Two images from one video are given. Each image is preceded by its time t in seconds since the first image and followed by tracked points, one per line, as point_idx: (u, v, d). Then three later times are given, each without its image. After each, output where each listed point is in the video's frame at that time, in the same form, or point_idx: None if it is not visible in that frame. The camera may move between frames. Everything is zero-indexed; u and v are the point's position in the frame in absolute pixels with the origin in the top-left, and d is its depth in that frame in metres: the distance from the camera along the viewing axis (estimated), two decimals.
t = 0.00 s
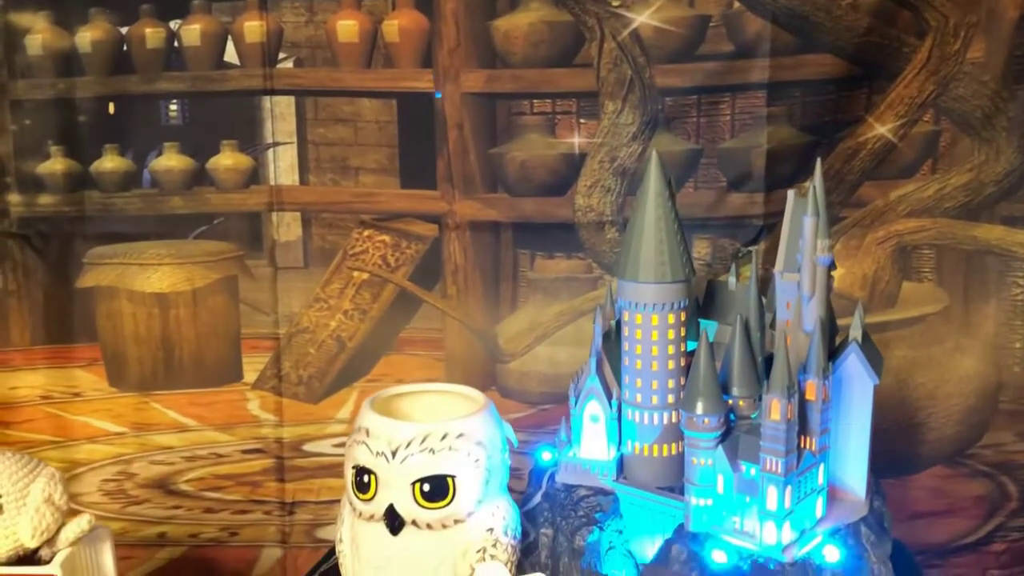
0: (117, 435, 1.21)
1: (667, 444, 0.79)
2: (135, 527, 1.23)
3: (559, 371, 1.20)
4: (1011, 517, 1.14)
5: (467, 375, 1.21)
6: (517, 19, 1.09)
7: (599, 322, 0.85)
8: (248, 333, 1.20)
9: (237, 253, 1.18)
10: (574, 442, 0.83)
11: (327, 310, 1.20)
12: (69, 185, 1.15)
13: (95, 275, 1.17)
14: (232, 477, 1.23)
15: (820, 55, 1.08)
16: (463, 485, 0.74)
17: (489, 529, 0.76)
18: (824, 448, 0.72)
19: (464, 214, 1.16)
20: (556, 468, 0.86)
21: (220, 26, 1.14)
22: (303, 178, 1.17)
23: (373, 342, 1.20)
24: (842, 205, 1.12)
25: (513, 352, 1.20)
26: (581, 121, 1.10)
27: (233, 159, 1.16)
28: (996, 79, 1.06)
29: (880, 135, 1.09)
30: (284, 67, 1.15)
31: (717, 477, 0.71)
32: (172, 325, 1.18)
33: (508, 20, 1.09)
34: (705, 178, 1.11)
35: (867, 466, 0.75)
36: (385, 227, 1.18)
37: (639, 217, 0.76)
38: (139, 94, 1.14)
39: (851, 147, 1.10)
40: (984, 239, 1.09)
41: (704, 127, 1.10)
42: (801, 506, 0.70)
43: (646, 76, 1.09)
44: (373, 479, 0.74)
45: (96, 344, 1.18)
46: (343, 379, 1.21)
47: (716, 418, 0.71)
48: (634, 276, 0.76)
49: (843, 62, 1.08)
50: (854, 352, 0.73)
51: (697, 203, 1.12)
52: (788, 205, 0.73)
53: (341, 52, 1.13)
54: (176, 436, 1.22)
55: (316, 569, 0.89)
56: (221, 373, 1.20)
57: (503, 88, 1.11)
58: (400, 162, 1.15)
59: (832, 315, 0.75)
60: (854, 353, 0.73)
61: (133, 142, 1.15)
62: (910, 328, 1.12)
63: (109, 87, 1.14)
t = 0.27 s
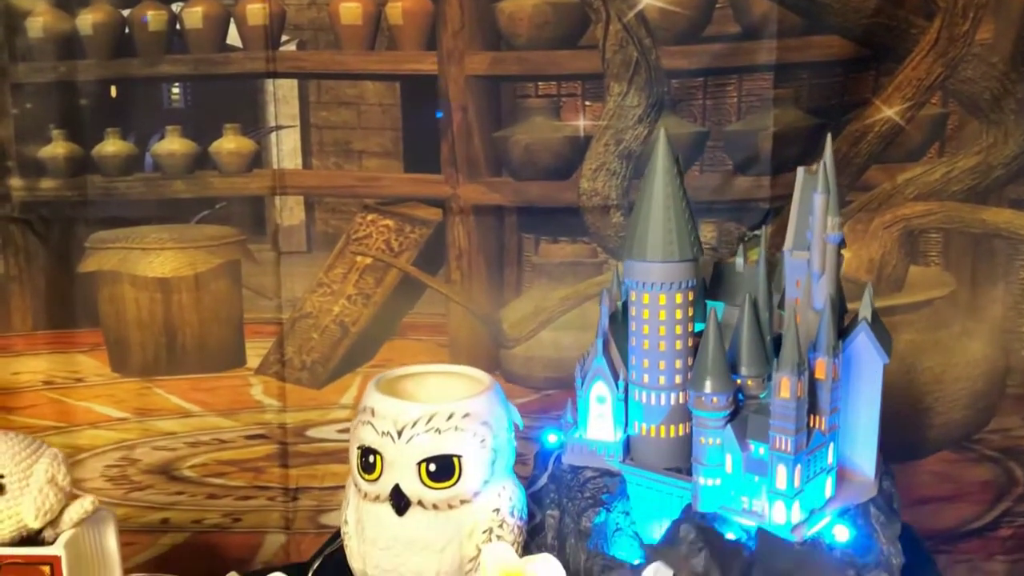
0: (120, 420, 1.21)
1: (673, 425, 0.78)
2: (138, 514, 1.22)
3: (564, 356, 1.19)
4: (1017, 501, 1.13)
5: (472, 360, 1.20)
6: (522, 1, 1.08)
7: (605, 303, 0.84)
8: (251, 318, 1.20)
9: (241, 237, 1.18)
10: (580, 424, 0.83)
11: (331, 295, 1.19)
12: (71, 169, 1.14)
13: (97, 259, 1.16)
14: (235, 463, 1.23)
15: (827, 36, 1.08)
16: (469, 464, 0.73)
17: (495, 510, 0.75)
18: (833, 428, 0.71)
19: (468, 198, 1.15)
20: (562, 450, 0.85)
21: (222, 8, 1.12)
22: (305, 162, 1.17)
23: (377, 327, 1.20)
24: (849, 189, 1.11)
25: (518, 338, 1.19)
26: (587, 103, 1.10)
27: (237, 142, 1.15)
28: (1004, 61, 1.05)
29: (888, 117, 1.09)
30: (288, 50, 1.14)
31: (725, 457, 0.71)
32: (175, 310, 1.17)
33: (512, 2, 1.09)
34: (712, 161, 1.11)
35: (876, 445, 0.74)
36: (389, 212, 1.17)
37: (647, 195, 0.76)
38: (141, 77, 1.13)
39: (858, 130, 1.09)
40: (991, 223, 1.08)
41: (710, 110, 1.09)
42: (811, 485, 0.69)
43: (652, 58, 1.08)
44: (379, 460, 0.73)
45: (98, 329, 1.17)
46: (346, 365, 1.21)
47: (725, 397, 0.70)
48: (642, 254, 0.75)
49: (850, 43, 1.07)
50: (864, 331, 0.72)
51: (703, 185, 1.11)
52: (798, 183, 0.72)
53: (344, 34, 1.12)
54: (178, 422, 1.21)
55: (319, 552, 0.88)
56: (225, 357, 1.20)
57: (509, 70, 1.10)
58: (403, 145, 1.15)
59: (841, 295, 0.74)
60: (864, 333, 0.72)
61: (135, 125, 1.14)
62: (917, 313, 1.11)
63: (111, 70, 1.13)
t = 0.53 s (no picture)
0: (123, 406, 1.20)
1: (681, 407, 0.78)
2: (142, 500, 1.22)
3: (568, 342, 1.19)
4: None
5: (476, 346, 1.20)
6: None
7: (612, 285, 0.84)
8: (254, 304, 1.19)
9: (244, 223, 1.17)
10: (586, 406, 0.82)
11: (334, 281, 1.19)
12: (74, 154, 1.13)
13: (100, 244, 1.16)
14: (239, 449, 1.23)
15: (835, 19, 1.06)
16: (476, 446, 0.73)
17: (501, 491, 0.75)
18: (842, 409, 0.71)
19: (473, 183, 1.14)
20: (568, 432, 0.85)
21: None
22: (309, 147, 1.16)
23: (381, 313, 1.19)
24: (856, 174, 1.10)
25: (522, 324, 1.19)
26: (592, 87, 1.09)
27: (240, 127, 1.15)
28: (1013, 44, 1.03)
29: (895, 102, 1.08)
30: (291, 34, 1.13)
31: (734, 437, 0.70)
32: (178, 296, 1.17)
33: None
34: (717, 145, 1.10)
35: (885, 425, 0.74)
36: (392, 197, 1.16)
37: (655, 176, 0.75)
38: (144, 60, 1.12)
39: (865, 114, 1.09)
40: (999, 208, 1.07)
41: (716, 94, 1.09)
42: (819, 466, 0.69)
43: (657, 41, 1.07)
44: (385, 441, 0.73)
45: (101, 314, 1.17)
46: (350, 350, 1.21)
47: (733, 377, 0.70)
48: (649, 235, 0.75)
49: (858, 26, 1.06)
50: (873, 311, 0.72)
51: (708, 169, 1.11)
52: (807, 162, 0.72)
53: (347, 18, 1.12)
54: (181, 408, 1.21)
55: (324, 535, 0.88)
56: (228, 343, 1.20)
57: (514, 53, 1.09)
58: (407, 129, 1.14)
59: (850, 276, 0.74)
60: (873, 313, 0.72)
61: (138, 109, 1.13)
62: (923, 298, 1.11)
63: (113, 53, 1.12)
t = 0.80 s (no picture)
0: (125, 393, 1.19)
1: (689, 390, 0.77)
2: (144, 488, 1.20)
3: (572, 328, 1.18)
4: None
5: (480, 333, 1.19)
6: None
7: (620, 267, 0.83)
8: (257, 290, 1.18)
9: (246, 208, 1.16)
10: (593, 390, 0.81)
11: (338, 267, 1.18)
12: (74, 139, 1.11)
13: (102, 230, 1.14)
14: (241, 436, 1.22)
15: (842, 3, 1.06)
16: (482, 429, 0.72)
17: (507, 475, 0.74)
18: (852, 391, 0.70)
19: (477, 168, 1.13)
20: (575, 417, 0.84)
21: None
22: (312, 132, 1.16)
23: (384, 300, 1.19)
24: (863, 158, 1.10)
25: (527, 310, 1.18)
26: (598, 71, 1.08)
27: (242, 112, 1.14)
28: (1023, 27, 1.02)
29: (903, 86, 1.07)
30: (294, 18, 1.13)
31: (743, 420, 0.70)
32: (180, 282, 1.16)
33: None
34: (724, 130, 1.09)
35: (895, 408, 0.73)
36: (396, 182, 1.15)
37: (663, 156, 0.74)
38: (146, 44, 1.11)
39: (872, 98, 1.08)
40: (1007, 193, 1.06)
41: (723, 77, 1.08)
42: (829, 449, 0.68)
43: (663, 25, 1.07)
44: (390, 424, 0.72)
45: (103, 300, 1.16)
46: (354, 337, 1.20)
47: (742, 359, 0.69)
48: (657, 216, 0.74)
49: (865, 10, 1.06)
50: (885, 294, 0.71)
51: (714, 154, 1.10)
52: (817, 141, 0.71)
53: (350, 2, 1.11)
54: (183, 395, 1.20)
55: (328, 521, 0.87)
56: (230, 330, 1.19)
57: (519, 37, 1.08)
58: (411, 114, 1.13)
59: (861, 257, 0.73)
60: (884, 295, 0.71)
61: (140, 94, 1.12)
62: (931, 284, 1.10)
63: (114, 37, 1.10)
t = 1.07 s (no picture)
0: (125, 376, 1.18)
1: (696, 368, 0.76)
2: (145, 472, 1.20)
3: (576, 312, 1.17)
4: None
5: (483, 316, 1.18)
6: None
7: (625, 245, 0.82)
8: (258, 273, 1.17)
9: (247, 190, 1.15)
10: (598, 369, 0.80)
11: (339, 250, 1.17)
12: (73, 120, 1.10)
13: (101, 212, 1.13)
14: (242, 420, 1.21)
15: None
16: (486, 407, 0.71)
17: (512, 454, 0.73)
18: (862, 367, 0.69)
19: (480, 149, 1.12)
20: (580, 395, 0.83)
21: None
22: (313, 113, 1.14)
23: (387, 282, 1.18)
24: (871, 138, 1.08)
25: (530, 293, 1.17)
26: (601, 50, 1.07)
27: (242, 92, 1.12)
28: None
29: (911, 65, 1.06)
30: None
31: (752, 397, 0.69)
32: (180, 265, 1.15)
33: None
34: (729, 109, 1.08)
35: (905, 385, 0.72)
36: (397, 163, 1.14)
37: (670, 131, 0.73)
38: (146, 24, 1.10)
39: (880, 77, 1.06)
40: (1017, 173, 1.05)
41: (728, 56, 1.07)
42: (838, 425, 0.68)
43: (668, 3, 1.05)
44: (394, 401, 0.71)
45: (103, 283, 1.14)
46: (356, 319, 1.19)
47: (751, 335, 0.68)
48: (664, 191, 0.73)
49: None
50: (895, 269, 0.70)
51: (720, 134, 1.09)
52: (827, 114, 0.70)
53: None
54: (185, 378, 1.19)
55: (330, 502, 0.86)
56: (231, 313, 1.18)
57: (522, 15, 1.07)
58: (413, 94, 1.12)
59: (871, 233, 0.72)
60: (894, 270, 0.70)
61: (139, 74, 1.11)
62: (938, 266, 1.09)
63: (113, 16, 1.09)
